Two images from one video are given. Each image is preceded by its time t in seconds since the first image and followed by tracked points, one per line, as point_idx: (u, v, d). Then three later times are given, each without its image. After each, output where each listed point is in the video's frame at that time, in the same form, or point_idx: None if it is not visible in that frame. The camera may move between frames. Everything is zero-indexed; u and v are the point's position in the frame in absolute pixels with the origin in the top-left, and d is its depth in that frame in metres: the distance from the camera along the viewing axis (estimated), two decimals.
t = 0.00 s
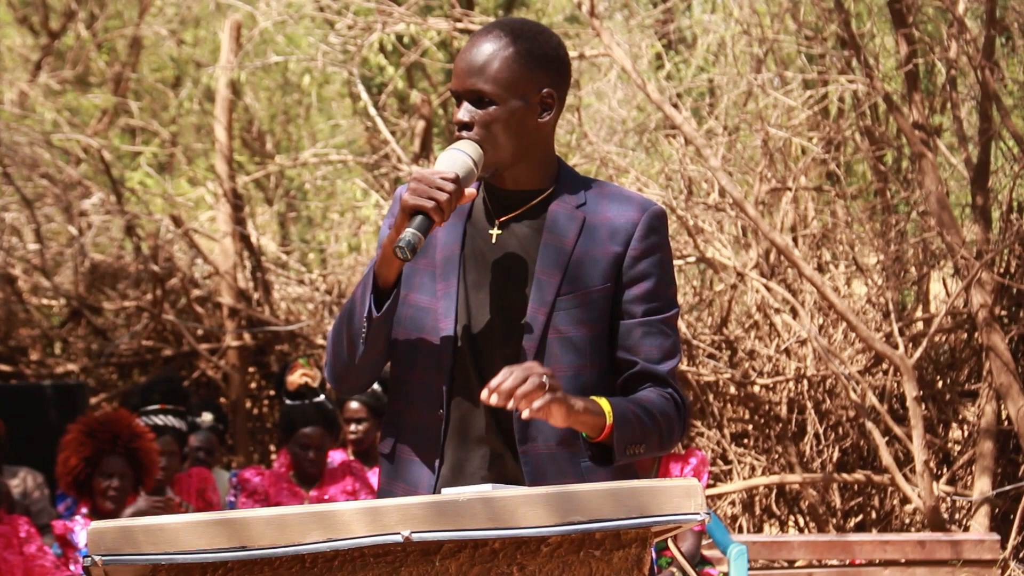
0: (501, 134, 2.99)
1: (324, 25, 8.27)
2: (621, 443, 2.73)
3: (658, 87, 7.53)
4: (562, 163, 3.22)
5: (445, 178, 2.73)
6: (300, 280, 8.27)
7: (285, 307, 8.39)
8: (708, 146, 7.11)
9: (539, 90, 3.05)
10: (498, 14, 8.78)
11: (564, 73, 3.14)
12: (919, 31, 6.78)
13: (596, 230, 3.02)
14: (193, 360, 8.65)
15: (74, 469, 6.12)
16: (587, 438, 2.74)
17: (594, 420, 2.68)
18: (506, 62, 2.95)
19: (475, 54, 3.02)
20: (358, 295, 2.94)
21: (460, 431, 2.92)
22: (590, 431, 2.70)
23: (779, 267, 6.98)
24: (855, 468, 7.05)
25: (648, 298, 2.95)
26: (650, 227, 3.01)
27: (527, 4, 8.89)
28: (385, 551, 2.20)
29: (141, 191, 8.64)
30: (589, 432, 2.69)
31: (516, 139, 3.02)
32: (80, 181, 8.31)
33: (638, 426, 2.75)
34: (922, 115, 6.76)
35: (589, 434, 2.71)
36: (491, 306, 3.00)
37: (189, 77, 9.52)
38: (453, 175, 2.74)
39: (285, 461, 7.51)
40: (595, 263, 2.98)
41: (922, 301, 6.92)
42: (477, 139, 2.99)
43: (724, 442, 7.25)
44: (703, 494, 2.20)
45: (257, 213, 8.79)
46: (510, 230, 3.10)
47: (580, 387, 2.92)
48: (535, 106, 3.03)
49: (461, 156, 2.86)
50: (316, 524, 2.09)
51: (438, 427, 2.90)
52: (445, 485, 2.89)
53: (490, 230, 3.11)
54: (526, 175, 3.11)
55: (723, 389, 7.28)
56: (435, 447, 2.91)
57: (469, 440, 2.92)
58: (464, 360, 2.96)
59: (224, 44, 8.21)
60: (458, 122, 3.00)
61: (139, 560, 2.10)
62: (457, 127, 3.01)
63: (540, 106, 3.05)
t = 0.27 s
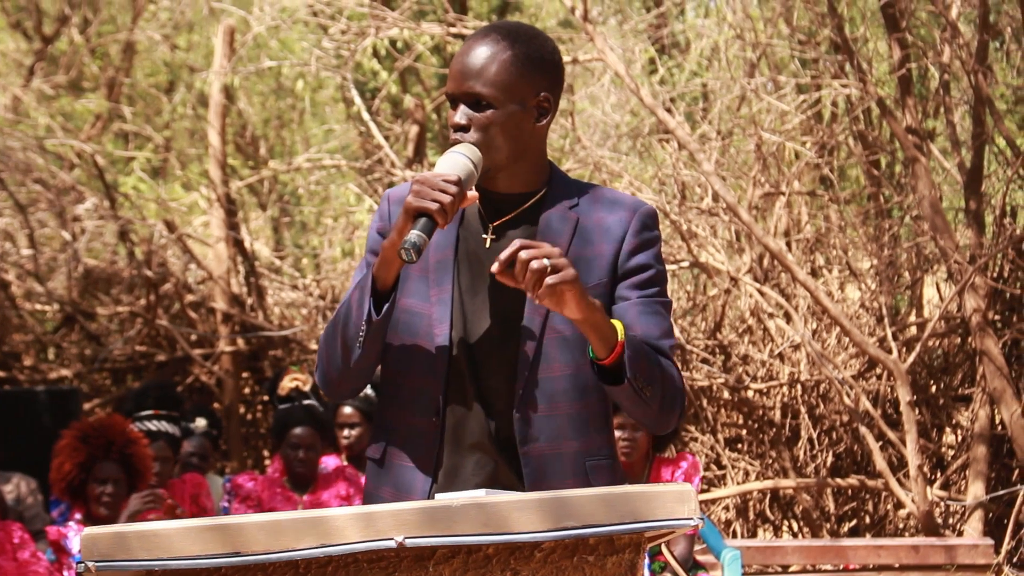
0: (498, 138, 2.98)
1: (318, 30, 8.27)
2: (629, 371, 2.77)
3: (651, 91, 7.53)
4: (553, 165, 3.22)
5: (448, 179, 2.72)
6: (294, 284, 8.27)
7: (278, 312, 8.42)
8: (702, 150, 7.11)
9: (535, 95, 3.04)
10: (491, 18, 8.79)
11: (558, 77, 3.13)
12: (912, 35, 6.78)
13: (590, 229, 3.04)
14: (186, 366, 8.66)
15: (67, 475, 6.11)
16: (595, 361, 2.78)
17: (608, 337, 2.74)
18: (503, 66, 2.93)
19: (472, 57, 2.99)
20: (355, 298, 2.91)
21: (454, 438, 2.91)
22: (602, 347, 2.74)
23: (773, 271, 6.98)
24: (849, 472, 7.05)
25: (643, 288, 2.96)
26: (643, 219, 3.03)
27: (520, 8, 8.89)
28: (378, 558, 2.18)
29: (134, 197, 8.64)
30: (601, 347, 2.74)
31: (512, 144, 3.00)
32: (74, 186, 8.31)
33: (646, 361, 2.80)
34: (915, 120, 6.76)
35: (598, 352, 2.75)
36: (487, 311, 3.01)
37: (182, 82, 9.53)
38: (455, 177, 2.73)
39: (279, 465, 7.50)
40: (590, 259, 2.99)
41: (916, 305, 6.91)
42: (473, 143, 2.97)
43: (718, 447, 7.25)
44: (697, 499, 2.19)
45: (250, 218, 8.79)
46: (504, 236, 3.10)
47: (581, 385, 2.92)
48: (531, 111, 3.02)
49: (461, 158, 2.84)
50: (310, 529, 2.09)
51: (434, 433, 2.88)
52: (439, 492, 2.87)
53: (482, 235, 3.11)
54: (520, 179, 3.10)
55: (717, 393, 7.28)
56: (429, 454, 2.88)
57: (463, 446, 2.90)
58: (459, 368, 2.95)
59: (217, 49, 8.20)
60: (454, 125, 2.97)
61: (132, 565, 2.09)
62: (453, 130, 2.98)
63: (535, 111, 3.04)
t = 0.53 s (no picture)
0: (482, 144, 2.98)
1: (311, 34, 8.28)
2: (601, 460, 2.71)
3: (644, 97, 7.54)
4: (540, 170, 3.22)
5: (425, 185, 2.72)
6: (286, 289, 8.28)
7: (271, 317, 8.45)
8: (695, 156, 7.12)
9: (520, 99, 3.04)
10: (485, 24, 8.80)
11: (544, 80, 3.13)
12: (905, 42, 6.80)
13: (576, 238, 3.03)
14: (178, 370, 8.66)
15: (59, 479, 6.10)
16: (566, 459, 2.72)
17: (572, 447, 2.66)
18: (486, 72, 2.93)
19: (456, 63, 3.00)
20: (337, 302, 2.94)
21: (441, 442, 2.91)
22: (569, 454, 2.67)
23: (765, 277, 6.99)
24: (841, 478, 7.05)
25: (627, 301, 2.95)
26: (629, 230, 3.02)
27: (514, 14, 8.91)
28: (369, 562, 2.16)
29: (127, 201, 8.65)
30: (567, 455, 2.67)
31: (498, 149, 3.01)
32: (66, 190, 8.31)
33: (617, 442, 2.73)
34: (908, 126, 6.77)
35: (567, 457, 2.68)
36: (471, 316, 2.99)
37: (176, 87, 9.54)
38: (433, 183, 2.74)
39: (270, 470, 7.49)
40: (575, 269, 2.99)
41: (908, 312, 6.93)
42: (459, 149, 2.98)
43: (710, 453, 7.26)
44: (687, 503, 2.20)
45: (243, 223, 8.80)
46: (491, 241, 3.09)
47: (564, 395, 2.92)
48: (516, 115, 3.02)
49: (443, 165, 2.85)
50: (303, 533, 2.07)
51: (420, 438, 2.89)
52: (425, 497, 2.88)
53: (470, 240, 3.10)
54: (506, 185, 3.10)
55: (708, 399, 7.29)
56: (415, 458, 2.90)
57: (454, 451, 2.91)
58: (446, 373, 2.94)
59: (211, 54, 8.21)
60: (440, 132, 2.98)
61: (123, 570, 2.04)
62: (438, 136, 2.99)
63: (521, 115, 3.04)
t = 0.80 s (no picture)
0: (482, 149, 2.98)
1: (308, 39, 8.27)
2: (591, 476, 2.73)
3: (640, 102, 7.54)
4: (539, 177, 3.20)
5: (414, 190, 2.73)
6: (283, 294, 8.27)
7: (268, 322, 8.44)
8: (691, 161, 7.12)
9: (518, 104, 3.04)
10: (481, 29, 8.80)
11: (542, 86, 3.12)
12: (901, 48, 6.80)
13: (573, 244, 3.03)
14: (175, 375, 8.66)
15: (56, 484, 6.10)
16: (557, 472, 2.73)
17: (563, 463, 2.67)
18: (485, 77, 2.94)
19: (453, 67, 3.01)
20: (328, 307, 2.95)
21: (437, 449, 2.91)
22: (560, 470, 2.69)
23: (762, 283, 7.00)
24: (838, 484, 7.04)
25: (623, 310, 2.95)
26: (626, 238, 3.02)
27: (510, 19, 8.91)
28: (367, 566, 2.18)
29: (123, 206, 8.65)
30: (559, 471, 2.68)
31: (497, 154, 3.00)
32: (63, 195, 8.31)
33: (607, 455, 2.75)
34: (904, 131, 6.76)
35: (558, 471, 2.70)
36: (468, 322, 2.98)
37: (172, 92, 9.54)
38: (422, 188, 2.74)
39: (267, 475, 7.50)
40: (572, 276, 2.98)
41: (905, 318, 6.92)
42: (457, 154, 2.97)
43: (707, 458, 7.26)
44: (685, 509, 2.18)
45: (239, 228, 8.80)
46: (488, 247, 3.07)
47: (558, 402, 2.92)
48: (515, 120, 3.02)
49: (433, 169, 2.84)
50: (298, 539, 2.12)
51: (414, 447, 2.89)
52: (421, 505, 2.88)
53: (467, 246, 3.08)
54: (503, 191, 3.08)
55: (705, 404, 7.29)
56: (411, 466, 2.90)
57: (448, 458, 2.91)
58: (442, 379, 2.93)
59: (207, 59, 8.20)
60: (438, 136, 2.98)
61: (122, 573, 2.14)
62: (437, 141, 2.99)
63: (519, 120, 3.03)
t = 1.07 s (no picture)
0: (502, 161, 2.96)
1: (304, 42, 8.27)
2: (587, 480, 2.72)
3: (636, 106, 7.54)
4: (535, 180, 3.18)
5: (413, 203, 2.73)
6: (278, 297, 8.27)
7: (263, 325, 8.44)
8: (687, 165, 7.12)
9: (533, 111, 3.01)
10: (477, 32, 8.80)
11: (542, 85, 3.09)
12: (897, 52, 6.81)
13: (565, 247, 3.01)
14: (170, 378, 8.66)
15: (51, 487, 6.09)
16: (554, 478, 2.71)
17: (563, 466, 2.66)
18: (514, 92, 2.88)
19: (476, 77, 2.92)
20: (327, 319, 2.94)
21: (431, 452, 2.90)
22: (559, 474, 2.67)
23: (757, 287, 7.00)
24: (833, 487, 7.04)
25: (615, 313, 2.93)
26: (619, 241, 3.00)
27: (506, 22, 8.91)
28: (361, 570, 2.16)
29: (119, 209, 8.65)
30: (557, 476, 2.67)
31: (514, 164, 2.99)
32: (59, 198, 8.32)
33: (601, 461, 2.72)
34: (900, 135, 6.76)
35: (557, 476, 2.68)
36: (462, 325, 2.97)
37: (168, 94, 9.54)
38: (420, 201, 2.75)
39: (261, 478, 7.49)
40: (564, 278, 2.96)
41: (901, 321, 6.92)
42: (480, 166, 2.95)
43: (702, 462, 7.25)
44: (680, 513, 2.18)
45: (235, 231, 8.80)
46: (483, 251, 3.06)
47: (550, 404, 2.90)
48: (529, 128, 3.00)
49: (430, 180, 2.95)
50: (293, 543, 2.09)
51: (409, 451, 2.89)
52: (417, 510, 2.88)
53: (463, 250, 3.07)
54: (501, 198, 3.06)
55: (701, 408, 7.28)
56: (405, 469, 2.89)
57: (441, 460, 2.90)
58: (435, 383, 2.92)
59: (203, 62, 8.20)
60: (461, 148, 2.93)
61: None
62: (459, 153, 2.94)
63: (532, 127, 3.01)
